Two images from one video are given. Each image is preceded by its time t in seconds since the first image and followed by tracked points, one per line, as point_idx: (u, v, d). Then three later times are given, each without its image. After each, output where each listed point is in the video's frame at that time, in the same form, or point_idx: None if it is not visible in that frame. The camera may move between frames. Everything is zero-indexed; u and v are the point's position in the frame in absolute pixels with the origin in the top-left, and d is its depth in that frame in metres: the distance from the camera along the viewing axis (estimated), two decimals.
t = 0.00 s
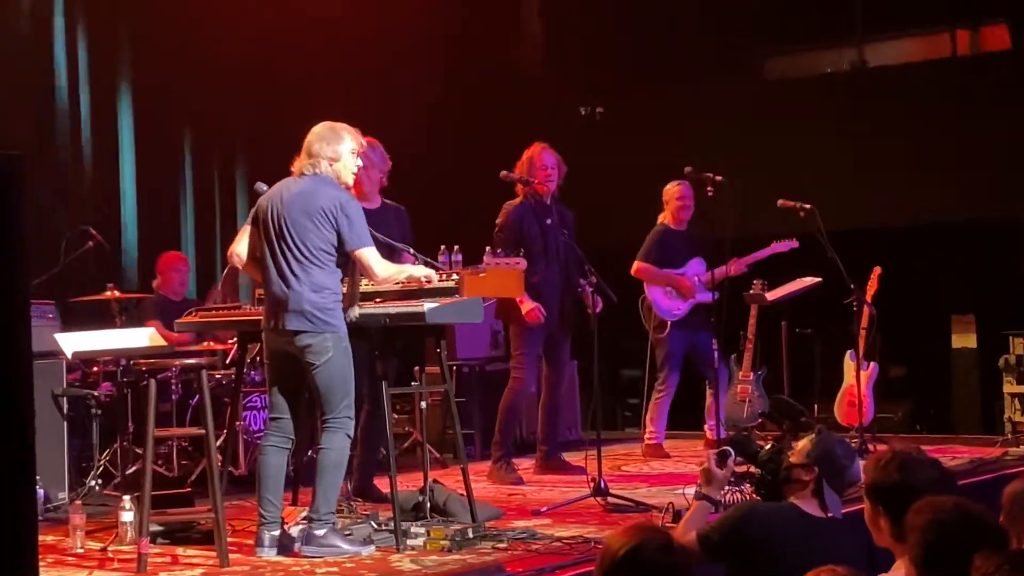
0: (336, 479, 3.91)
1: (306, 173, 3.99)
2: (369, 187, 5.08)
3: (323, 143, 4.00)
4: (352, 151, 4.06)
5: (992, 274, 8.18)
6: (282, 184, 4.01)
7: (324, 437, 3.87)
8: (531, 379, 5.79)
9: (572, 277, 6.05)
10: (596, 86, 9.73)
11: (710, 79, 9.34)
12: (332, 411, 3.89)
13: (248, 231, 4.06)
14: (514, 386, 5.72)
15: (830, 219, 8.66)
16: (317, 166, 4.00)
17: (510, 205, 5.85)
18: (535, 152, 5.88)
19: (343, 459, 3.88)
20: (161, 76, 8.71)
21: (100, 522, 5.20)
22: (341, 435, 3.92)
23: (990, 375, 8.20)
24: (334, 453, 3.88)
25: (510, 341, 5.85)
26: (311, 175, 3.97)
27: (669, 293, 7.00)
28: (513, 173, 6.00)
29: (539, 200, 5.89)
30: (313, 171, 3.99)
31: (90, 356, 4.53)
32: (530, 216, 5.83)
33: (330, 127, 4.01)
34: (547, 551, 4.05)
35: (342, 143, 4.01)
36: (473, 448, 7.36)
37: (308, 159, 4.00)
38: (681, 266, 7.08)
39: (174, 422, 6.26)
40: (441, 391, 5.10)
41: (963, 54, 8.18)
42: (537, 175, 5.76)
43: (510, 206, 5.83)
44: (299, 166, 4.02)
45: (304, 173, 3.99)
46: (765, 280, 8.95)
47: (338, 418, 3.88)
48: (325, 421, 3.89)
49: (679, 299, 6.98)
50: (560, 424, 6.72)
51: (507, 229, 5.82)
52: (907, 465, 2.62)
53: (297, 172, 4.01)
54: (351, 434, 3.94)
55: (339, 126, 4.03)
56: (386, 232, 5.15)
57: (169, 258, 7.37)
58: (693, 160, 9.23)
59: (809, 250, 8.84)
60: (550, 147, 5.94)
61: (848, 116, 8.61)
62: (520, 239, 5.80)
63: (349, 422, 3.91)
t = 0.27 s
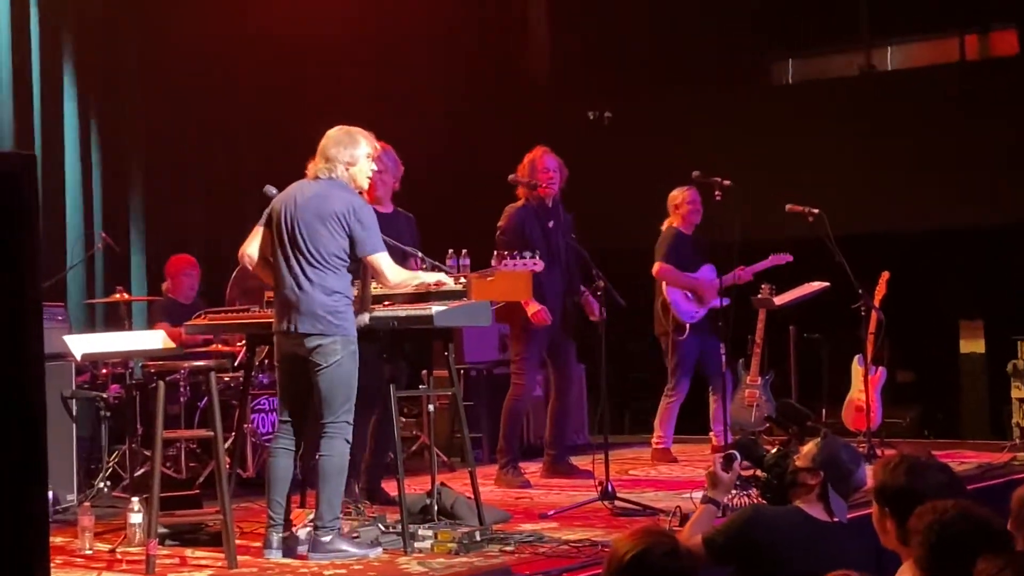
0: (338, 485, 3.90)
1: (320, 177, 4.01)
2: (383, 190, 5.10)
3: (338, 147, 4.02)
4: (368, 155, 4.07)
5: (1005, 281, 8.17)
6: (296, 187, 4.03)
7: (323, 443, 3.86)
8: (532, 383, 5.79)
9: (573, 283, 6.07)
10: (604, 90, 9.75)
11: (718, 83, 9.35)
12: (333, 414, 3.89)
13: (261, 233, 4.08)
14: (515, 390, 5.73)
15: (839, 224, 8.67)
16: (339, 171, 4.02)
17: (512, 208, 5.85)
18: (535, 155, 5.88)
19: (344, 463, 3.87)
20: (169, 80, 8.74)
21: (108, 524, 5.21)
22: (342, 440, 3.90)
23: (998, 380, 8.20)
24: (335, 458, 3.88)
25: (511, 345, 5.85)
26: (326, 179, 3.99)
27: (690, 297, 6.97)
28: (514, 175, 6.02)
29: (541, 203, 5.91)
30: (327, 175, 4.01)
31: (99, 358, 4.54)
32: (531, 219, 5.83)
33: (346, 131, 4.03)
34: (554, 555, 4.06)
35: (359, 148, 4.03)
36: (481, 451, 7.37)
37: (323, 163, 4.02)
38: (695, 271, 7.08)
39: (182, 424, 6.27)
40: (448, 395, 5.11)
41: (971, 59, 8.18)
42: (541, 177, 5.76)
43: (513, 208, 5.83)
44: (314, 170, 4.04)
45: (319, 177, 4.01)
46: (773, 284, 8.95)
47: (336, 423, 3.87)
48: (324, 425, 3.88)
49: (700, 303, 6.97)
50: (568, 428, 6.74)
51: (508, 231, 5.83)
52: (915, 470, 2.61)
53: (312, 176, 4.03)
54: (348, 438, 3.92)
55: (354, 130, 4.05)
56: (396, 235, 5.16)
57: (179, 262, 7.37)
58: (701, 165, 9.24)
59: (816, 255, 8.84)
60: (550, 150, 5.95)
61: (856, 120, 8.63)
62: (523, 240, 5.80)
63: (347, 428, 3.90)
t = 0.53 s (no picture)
0: (349, 486, 3.91)
1: (332, 179, 4.00)
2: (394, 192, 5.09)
3: (353, 151, 4.01)
4: (382, 160, 4.07)
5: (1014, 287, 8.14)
6: (307, 189, 4.03)
7: (337, 444, 3.87)
8: (534, 388, 5.80)
9: (573, 289, 6.03)
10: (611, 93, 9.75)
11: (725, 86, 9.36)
12: (347, 416, 3.89)
13: (271, 235, 4.09)
14: (517, 395, 5.75)
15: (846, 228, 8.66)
16: (351, 175, 4.01)
17: (516, 210, 5.86)
18: (539, 157, 5.86)
19: (356, 465, 3.88)
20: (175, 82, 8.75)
21: (115, 526, 5.22)
22: (354, 442, 3.90)
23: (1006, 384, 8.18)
24: (348, 459, 3.88)
25: (514, 350, 5.86)
26: (339, 182, 3.98)
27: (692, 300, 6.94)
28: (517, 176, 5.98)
29: (545, 206, 5.92)
30: (340, 178, 4.00)
31: (108, 360, 4.55)
32: (535, 221, 5.84)
33: (363, 135, 4.02)
34: (562, 558, 4.06)
35: (375, 153, 4.02)
36: (488, 454, 7.37)
37: (335, 165, 4.01)
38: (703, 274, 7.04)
39: (191, 426, 6.29)
40: (455, 398, 5.11)
41: (978, 63, 8.17)
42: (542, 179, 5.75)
43: (515, 211, 5.85)
44: (326, 171, 4.03)
45: (330, 179, 4.00)
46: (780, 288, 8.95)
47: (351, 425, 3.88)
48: (339, 427, 3.89)
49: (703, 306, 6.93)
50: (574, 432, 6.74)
51: (512, 234, 5.83)
52: (921, 474, 2.60)
53: (323, 177, 4.03)
54: (363, 440, 3.93)
55: (371, 135, 4.03)
56: (404, 238, 5.17)
57: (187, 263, 7.39)
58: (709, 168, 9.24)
59: (825, 259, 8.83)
60: (554, 151, 5.93)
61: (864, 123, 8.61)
62: (526, 245, 5.81)
63: (362, 430, 3.90)
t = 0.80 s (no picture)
0: (353, 486, 3.91)
1: (339, 178, 4.00)
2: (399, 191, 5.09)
3: (366, 153, 4.01)
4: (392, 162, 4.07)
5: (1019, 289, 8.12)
6: (312, 188, 4.03)
7: (342, 442, 3.88)
8: (535, 388, 5.80)
9: (571, 290, 6.02)
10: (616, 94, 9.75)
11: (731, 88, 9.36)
12: (353, 415, 3.90)
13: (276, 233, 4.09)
14: (520, 395, 5.75)
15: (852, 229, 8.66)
16: (368, 179, 4.02)
17: (517, 210, 5.86)
18: (542, 158, 5.83)
19: (360, 464, 3.89)
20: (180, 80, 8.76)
21: (120, 523, 5.23)
22: (359, 441, 3.92)
23: (1012, 386, 8.18)
24: (352, 458, 3.89)
25: (512, 353, 5.86)
26: (348, 182, 3.98)
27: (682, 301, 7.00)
28: (521, 175, 5.99)
29: (545, 206, 5.93)
30: (351, 179, 4.00)
31: (112, 358, 4.56)
32: (536, 222, 5.85)
33: (375, 136, 4.01)
34: (565, 558, 4.06)
35: (388, 155, 4.03)
36: (492, 454, 7.38)
37: (343, 165, 4.01)
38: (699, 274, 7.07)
39: (195, 424, 6.29)
40: (459, 397, 5.12)
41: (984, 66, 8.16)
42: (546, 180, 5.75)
43: (518, 211, 5.85)
44: (332, 170, 4.03)
45: (338, 178, 4.00)
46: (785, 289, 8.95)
47: (357, 424, 3.89)
48: (344, 426, 3.90)
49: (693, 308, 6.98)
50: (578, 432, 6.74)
51: (514, 234, 5.83)
52: (926, 475, 2.61)
53: (330, 176, 4.03)
54: (367, 439, 3.94)
55: (380, 134, 4.04)
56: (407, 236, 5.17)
57: (193, 262, 7.40)
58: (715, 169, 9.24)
59: (830, 260, 8.83)
60: (559, 154, 5.87)
61: (869, 124, 8.60)
62: (529, 245, 5.81)
63: (367, 429, 3.91)
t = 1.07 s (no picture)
0: (351, 484, 3.90)
1: (338, 175, 4.00)
2: (404, 189, 5.09)
3: (364, 147, 4.00)
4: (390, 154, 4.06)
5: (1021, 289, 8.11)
6: (312, 185, 4.02)
7: (338, 441, 3.86)
8: (535, 388, 5.80)
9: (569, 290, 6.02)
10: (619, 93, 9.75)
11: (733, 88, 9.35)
12: (347, 412, 3.89)
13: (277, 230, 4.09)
14: (519, 394, 5.74)
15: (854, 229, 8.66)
16: (368, 174, 4.02)
17: (519, 208, 5.86)
18: (545, 157, 5.80)
19: (358, 463, 3.87)
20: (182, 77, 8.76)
21: (121, 519, 5.23)
22: (354, 439, 3.90)
23: (1015, 387, 8.17)
24: (349, 456, 3.87)
25: (511, 353, 5.86)
26: (347, 179, 3.98)
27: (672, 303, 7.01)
28: (522, 171, 5.98)
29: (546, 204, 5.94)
30: (350, 176, 4.00)
31: (115, 354, 4.56)
32: (538, 220, 5.86)
33: (372, 130, 4.00)
34: (566, 556, 4.05)
35: (387, 148, 4.02)
36: (494, 452, 7.38)
37: (342, 161, 4.01)
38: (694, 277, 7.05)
39: (197, 421, 6.30)
40: (461, 395, 5.12)
41: (986, 66, 8.16)
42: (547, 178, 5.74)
43: (519, 209, 5.85)
44: (331, 166, 4.03)
45: (336, 175, 4.00)
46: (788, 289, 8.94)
47: (350, 423, 3.87)
48: (339, 424, 3.89)
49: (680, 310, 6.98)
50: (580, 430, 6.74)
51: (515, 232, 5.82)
52: (928, 475, 2.61)
53: (330, 172, 4.02)
54: (363, 437, 3.92)
55: (377, 126, 4.02)
56: (409, 233, 5.17)
57: (195, 259, 7.41)
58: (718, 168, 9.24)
59: (833, 260, 8.82)
60: (560, 153, 5.84)
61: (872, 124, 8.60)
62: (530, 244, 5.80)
63: (362, 427, 3.89)
